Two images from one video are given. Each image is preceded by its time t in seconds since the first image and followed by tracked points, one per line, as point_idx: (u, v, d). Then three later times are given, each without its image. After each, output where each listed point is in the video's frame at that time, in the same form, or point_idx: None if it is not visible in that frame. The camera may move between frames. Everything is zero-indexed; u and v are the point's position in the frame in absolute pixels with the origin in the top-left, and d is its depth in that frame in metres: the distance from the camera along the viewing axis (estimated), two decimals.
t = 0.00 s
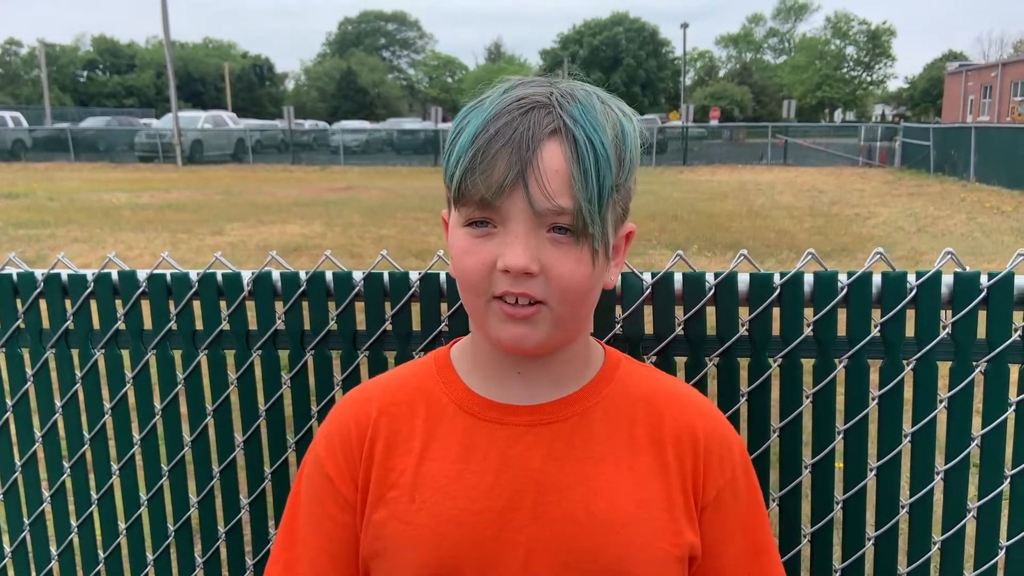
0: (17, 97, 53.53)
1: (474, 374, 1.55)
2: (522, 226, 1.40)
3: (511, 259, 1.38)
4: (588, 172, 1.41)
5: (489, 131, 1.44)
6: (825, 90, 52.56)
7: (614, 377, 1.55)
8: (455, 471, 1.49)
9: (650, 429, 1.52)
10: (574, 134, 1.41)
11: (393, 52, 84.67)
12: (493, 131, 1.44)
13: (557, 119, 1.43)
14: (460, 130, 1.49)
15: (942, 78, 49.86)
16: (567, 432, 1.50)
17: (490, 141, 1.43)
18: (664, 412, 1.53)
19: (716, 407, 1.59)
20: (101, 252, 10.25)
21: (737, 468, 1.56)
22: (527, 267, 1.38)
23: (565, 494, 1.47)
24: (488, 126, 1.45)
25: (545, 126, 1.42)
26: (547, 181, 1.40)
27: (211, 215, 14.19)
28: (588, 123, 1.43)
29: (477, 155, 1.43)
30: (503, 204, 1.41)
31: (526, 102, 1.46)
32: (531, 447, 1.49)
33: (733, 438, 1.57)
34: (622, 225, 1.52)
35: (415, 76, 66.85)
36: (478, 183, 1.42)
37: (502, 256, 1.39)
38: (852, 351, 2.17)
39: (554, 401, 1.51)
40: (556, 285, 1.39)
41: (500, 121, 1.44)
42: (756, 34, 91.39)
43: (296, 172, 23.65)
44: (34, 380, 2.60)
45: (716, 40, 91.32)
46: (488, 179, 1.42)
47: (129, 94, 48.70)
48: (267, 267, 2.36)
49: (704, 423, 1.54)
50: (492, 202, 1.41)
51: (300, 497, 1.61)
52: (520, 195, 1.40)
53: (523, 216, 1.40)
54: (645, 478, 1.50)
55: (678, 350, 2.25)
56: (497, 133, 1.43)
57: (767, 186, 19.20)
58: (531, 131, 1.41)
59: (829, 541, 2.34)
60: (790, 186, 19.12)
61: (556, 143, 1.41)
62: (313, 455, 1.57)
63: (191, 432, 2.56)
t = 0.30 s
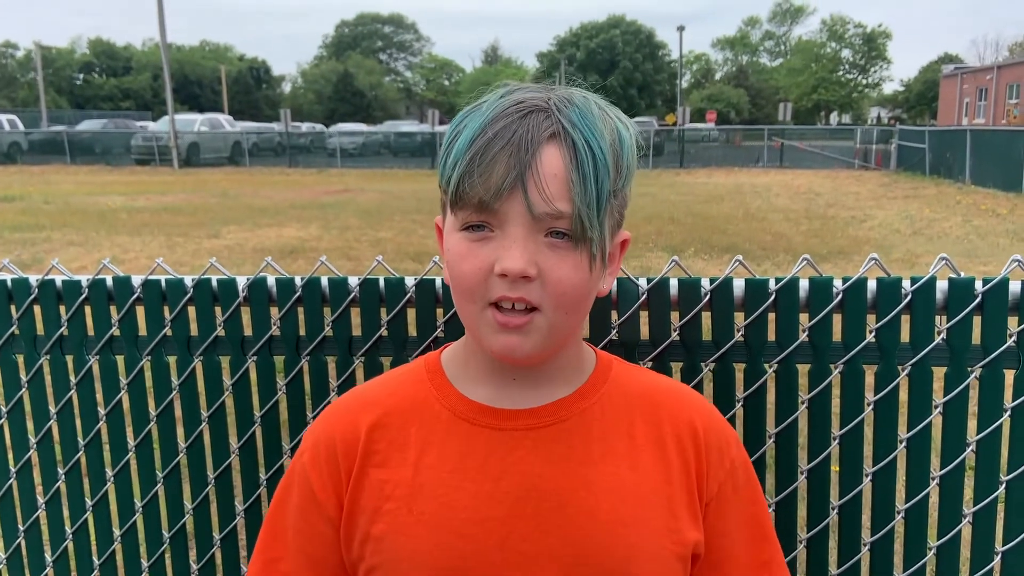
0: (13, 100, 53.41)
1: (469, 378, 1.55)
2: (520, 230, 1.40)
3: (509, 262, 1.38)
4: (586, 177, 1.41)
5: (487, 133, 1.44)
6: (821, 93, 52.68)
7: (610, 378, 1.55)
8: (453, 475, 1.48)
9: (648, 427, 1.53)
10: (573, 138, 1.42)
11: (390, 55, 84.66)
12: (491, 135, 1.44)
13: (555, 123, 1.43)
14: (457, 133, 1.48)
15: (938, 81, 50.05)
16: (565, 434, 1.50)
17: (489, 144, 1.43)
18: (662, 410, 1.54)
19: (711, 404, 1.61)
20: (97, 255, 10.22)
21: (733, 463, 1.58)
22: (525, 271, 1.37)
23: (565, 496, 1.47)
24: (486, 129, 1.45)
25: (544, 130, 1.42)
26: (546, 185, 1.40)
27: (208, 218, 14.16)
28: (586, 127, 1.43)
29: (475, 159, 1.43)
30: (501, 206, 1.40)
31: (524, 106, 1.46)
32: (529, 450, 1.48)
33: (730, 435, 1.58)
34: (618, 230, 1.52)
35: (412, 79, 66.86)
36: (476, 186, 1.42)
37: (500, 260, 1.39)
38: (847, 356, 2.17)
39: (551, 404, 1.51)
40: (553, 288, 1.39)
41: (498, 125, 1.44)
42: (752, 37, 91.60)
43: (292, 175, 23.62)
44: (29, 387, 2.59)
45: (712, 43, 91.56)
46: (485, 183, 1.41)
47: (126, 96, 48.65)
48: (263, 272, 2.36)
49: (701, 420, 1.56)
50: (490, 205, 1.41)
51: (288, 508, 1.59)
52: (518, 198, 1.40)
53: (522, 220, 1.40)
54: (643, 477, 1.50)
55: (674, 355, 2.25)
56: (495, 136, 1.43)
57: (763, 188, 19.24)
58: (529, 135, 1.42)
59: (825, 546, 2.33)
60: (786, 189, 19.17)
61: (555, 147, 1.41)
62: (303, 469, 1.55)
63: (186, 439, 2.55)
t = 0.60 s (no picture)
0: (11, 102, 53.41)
1: (463, 372, 1.55)
2: (503, 232, 1.40)
3: (492, 265, 1.38)
4: (568, 178, 1.40)
5: (469, 136, 1.44)
6: (818, 95, 52.79)
7: (602, 377, 1.55)
8: (442, 472, 1.49)
9: (639, 427, 1.52)
10: (554, 139, 1.41)
11: (388, 56, 84.82)
12: (473, 137, 1.44)
13: (537, 124, 1.42)
14: (442, 136, 1.49)
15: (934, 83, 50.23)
16: (554, 431, 1.49)
17: (471, 147, 1.43)
18: (653, 407, 1.53)
19: (705, 404, 1.59)
20: (94, 257, 10.22)
21: (724, 466, 1.56)
22: (508, 273, 1.38)
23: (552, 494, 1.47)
24: (468, 132, 1.45)
25: (525, 132, 1.42)
26: (528, 187, 1.39)
27: (206, 220, 14.16)
28: (568, 128, 1.42)
29: (457, 162, 1.43)
30: (484, 208, 1.40)
31: (506, 108, 1.46)
32: (518, 447, 1.48)
33: (723, 436, 1.56)
34: (605, 229, 1.52)
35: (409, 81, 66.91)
36: (459, 189, 1.42)
37: (484, 262, 1.39)
38: (846, 357, 2.18)
39: (542, 402, 1.51)
40: (537, 289, 1.39)
41: (480, 127, 1.44)
42: (749, 39, 91.78)
43: (290, 177, 23.60)
44: (27, 388, 2.59)
45: (710, 45, 91.72)
46: (468, 186, 1.42)
47: (123, 98, 48.65)
48: (262, 274, 2.35)
49: (693, 419, 1.54)
50: (472, 207, 1.41)
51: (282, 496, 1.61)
52: (500, 200, 1.40)
53: (504, 222, 1.40)
54: (632, 477, 1.49)
55: (673, 356, 2.25)
56: (477, 139, 1.43)
57: (761, 190, 19.26)
58: (510, 137, 1.41)
59: (824, 545, 2.33)
60: (784, 190, 19.20)
61: (536, 149, 1.41)
62: (298, 454, 1.57)
63: (184, 439, 2.55)
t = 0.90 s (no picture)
0: (12, 102, 53.48)
1: (464, 375, 1.54)
2: (502, 237, 1.40)
3: (491, 269, 1.38)
4: (567, 181, 1.40)
5: (467, 140, 1.44)
6: (819, 95, 52.79)
7: (602, 379, 1.55)
8: (441, 475, 1.48)
9: (638, 429, 1.52)
10: (552, 143, 1.40)
11: (389, 57, 84.86)
12: (472, 141, 1.43)
13: (535, 128, 1.42)
14: (442, 137, 1.49)
15: (936, 84, 50.20)
16: (555, 434, 1.49)
17: (469, 150, 1.43)
18: (652, 410, 1.53)
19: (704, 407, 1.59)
20: (94, 257, 10.22)
21: (723, 469, 1.56)
22: (507, 277, 1.38)
23: (551, 495, 1.47)
24: (466, 136, 1.44)
25: (523, 136, 1.41)
26: (526, 191, 1.39)
27: (207, 220, 14.17)
28: (567, 131, 1.42)
29: (456, 166, 1.43)
30: (483, 212, 1.40)
31: (505, 111, 1.45)
32: (518, 449, 1.48)
33: (722, 439, 1.56)
34: (606, 231, 1.52)
35: (411, 82, 67.00)
36: (458, 193, 1.42)
37: (482, 267, 1.39)
38: (846, 357, 2.17)
39: (542, 404, 1.51)
40: (536, 293, 1.39)
41: (478, 131, 1.44)
42: (750, 40, 91.83)
43: (291, 177, 23.62)
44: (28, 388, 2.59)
45: (711, 46, 91.85)
46: (467, 189, 1.42)
47: (125, 97, 48.77)
48: (262, 273, 2.35)
49: (692, 421, 1.54)
50: (471, 211, 1.41)
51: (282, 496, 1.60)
52: (499, 205, 1.40)
53: (503, 225, 1.39)
54: (632, 480, 1.49)
55: (673, 356, 2.25)
56: (476, 143, 1.43)
57: (762, 191, 19.29)
58: (508, 141, 1.41)
59: (824, 547, 2.33)
60: (785, 191, 19.22)
61: (534, 153, 1.40)
62: (299, 454, 1.56)
63: (185, 439, 2.55)
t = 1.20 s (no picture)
0: (18, 102, 53.67)
1: (471, 377, 1.54)
2: (513, 238, 1.40)
3: (502, 271, 1.38)
4: (577, 183, 1.41)
5: (477, 141, 1.44)
6: (825, 95, 52.68)
7: (608, 378, 1.55)
8: (451, 477, 1.49)
9: (646, 427, 1.53)
10: (563, 143, 1.41)
11: (394, 57, 84.95)
12: (481, 142, 1.44)
13: (545, 128, 1.42)
14: (449, 139, 1.49)
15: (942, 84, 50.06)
16: (565, 434, 1.50)
17: (479, 152, 1.43)
18: (659, 409, 1.54)
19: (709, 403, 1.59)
20: (100, 257, 10.25)
21: (730, 465, 1.56)
22: (518, 279, 1.38)
23: (563, 496, 1.48)
24: (476, 136, 1.45)
25: (534, 136, 1.42)
26: (537, 192, 1.40)
27: (212, 220, 14.19)
28: (577, 131, 1.42)
29: (466, 168, 1.44)
30: (494, 215, 1.41)
31: (514, 111, 1.46)
32: (529, 450, 1.48)
33: (727, 434, 1.57)
34: (614, 230, 1.52)
35: (416, 82, 67.04)
36: (468, 195, 1.42)
37: (493, 269, 1.40)
38: (851, 356, 2.18)
39: (550, 404, 1.51)
40: (545, 296, 1.40)
41: (487, 132, 1.44)
42: (756, 40, 91.66)
43: (297, 177, 23.66)
44: (34, 386, 2.61)
45: (717, 46, 91.75)
46: (477, 191, 1.42)
47: (131, 98, 48.94)
48: (267, 272, 2.36)
49: (699, 417, 1.55)
50: (481, 213, 1.41)
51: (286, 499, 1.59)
52: (510, 206, 1.40)
53: (514, 227, 1.40)
54: (643, 479, 1.50)
55: (677, 355, 2.25)
56: (485, 144, 1.43)
57: (767, 190, 19.26)
58: (518, 142, 1.41)
59: (829, 546, 2.34)
60: (790, 191, 19.19)
61: (544, 154, 1.41)
62: (304, 455, 1.56)
63: (190, 438, 2.56)
